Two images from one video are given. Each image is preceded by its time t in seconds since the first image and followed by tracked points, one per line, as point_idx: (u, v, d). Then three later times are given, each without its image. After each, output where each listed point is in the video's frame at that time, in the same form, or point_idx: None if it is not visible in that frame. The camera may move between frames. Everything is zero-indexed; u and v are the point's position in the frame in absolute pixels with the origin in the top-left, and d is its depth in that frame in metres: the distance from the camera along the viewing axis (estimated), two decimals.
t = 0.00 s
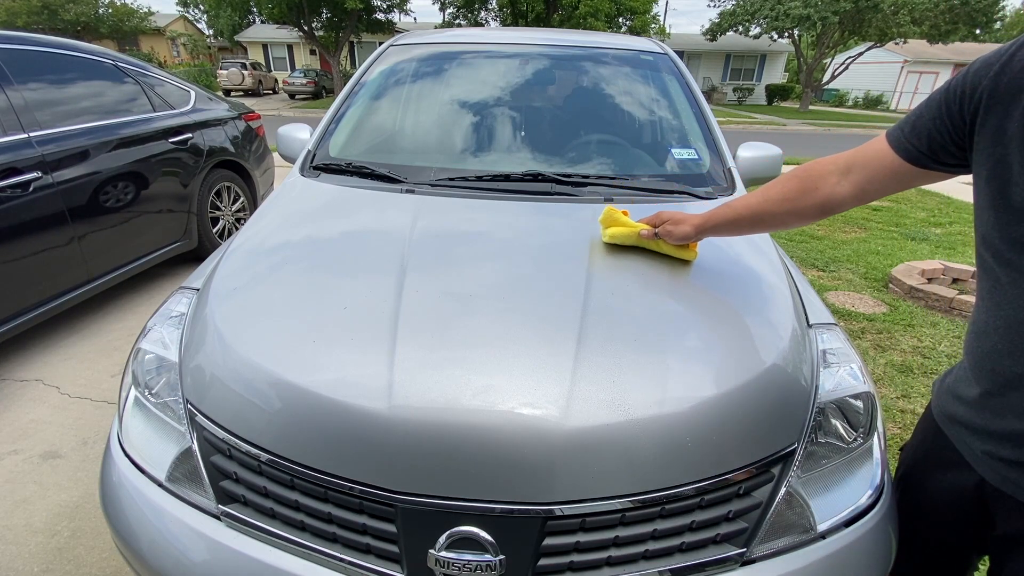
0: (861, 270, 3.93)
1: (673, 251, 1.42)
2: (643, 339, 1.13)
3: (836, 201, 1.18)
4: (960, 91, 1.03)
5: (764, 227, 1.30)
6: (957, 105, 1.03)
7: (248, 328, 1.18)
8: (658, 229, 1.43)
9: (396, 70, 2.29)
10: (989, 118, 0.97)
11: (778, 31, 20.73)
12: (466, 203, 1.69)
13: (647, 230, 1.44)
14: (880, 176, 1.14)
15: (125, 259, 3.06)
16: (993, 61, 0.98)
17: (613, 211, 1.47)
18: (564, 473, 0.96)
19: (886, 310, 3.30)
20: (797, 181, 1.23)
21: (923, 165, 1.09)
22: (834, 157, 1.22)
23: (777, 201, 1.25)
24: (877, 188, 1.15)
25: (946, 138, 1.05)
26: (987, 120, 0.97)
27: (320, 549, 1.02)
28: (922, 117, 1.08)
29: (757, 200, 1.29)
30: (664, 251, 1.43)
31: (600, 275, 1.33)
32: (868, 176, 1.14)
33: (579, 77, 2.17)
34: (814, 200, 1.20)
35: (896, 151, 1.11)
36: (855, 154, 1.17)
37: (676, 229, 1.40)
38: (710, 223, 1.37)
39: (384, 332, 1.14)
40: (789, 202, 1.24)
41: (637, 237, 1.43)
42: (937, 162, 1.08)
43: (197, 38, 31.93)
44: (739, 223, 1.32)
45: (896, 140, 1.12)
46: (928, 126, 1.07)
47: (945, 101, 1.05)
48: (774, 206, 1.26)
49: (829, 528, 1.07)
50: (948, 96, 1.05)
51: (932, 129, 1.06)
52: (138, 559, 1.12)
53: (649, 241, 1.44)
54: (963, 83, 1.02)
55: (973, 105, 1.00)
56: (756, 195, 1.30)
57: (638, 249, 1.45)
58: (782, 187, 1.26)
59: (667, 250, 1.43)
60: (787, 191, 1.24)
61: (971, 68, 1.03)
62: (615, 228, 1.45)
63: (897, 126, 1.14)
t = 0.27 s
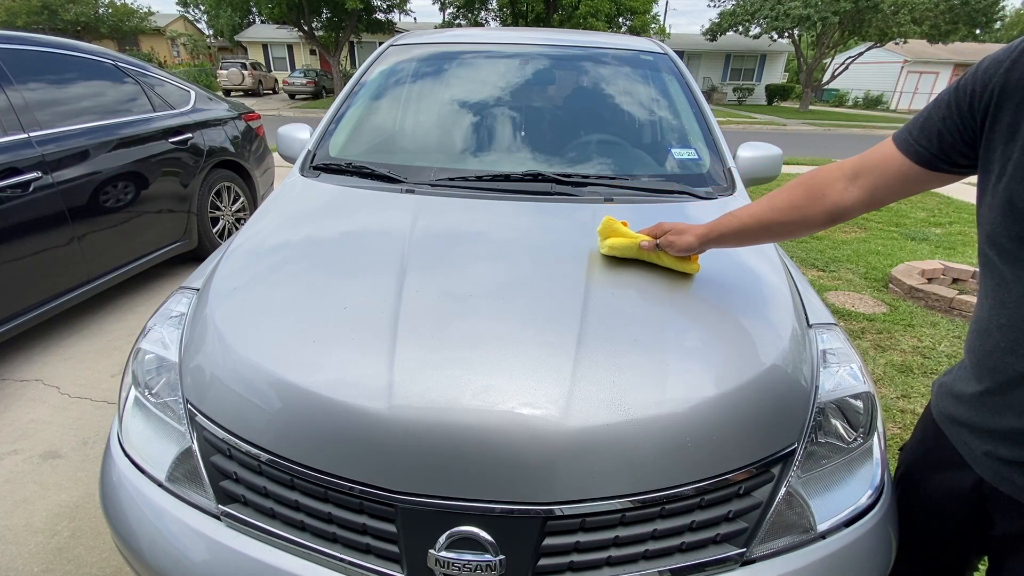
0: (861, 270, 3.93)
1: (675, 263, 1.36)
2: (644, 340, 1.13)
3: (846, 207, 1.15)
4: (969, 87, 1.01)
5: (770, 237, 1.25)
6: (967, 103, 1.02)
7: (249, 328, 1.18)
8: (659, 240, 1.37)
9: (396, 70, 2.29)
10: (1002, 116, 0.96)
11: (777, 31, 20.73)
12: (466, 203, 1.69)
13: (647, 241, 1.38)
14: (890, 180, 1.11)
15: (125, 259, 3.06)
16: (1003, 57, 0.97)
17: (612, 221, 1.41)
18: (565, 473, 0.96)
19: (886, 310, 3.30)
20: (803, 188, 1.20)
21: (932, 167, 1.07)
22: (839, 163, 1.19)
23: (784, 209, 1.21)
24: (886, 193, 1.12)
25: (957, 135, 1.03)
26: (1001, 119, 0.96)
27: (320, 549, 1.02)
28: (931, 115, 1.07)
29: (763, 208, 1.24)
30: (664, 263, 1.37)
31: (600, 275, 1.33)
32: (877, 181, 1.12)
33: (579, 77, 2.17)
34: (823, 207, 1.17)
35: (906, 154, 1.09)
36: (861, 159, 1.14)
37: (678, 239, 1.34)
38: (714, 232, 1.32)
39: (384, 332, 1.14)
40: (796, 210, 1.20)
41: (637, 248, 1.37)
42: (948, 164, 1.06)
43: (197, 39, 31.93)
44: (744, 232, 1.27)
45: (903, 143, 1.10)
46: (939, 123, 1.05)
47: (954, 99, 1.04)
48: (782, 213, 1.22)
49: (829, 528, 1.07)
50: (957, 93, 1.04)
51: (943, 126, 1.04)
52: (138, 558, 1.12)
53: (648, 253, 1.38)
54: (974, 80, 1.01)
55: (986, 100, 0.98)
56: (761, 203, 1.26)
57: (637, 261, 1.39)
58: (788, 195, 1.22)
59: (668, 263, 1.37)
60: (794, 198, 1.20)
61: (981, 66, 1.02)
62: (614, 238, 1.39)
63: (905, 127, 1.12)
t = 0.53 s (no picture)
0: (861, 270, 3.93)
1: (677, 277, 1.30)
2: (644, 339, 1.13)
3: (856, 214, 1.12)
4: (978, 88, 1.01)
5: (778, 247, 1.21)
6: (977, 103, 1.01)
7: (249, 328, 1.18)
8: (661, 252, 1.32)
9: (396, 70, 2.29)
10: (1012, 115, 0.95)
11: (777, 31, 20.74)
12: (466, 203, 1.69)
13: (649, 253, 1.32)
14: (899, 186, 1.10)
15: (125, 259, 3.06)
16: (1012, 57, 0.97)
17: (613, 232, 1.36)
18: (565, 473, 0.96)
19: (886, 310, 3.30)
20: (811, 196, 1.17)
21: (941, 172, 1.06)
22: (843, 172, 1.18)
23: (792, 217, 1.18)
24: (895, 200, 1.11)
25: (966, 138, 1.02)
26: (1010, 117, 0.95)
27: (320, 548, 1.02)
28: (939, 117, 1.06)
29: (770, 217, 1.21)
30: (666, 277, 1.31)
31: (600, 275, 1.33)
32: (886, 187, 1.10)
33: (579, 78, 2.17)
34: (833, 214, 1.14)
35: (914, 158, 1.08)
36: (868, 166, 1.13)
37: (683, 250, 1.29)
38: (719, 243, 1.27)
39: (384, 331, 1.14)
40: (805, 218, 1.17)
41: (637, 261, 1.31)
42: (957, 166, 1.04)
43: (196, 39, 31.93)
44: (751, 243, 1.23)
45: (910, 147, 1.10)
46: (946, 126, 1.04)
47: (962, 99, 1.03)
48: (790, 222, 1.18)
49: (829, 528, 1.07)
50: (965, 94, 1.03)
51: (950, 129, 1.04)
52: (138, 558, 1.12)
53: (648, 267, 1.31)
54: (983, 80, 1.00)
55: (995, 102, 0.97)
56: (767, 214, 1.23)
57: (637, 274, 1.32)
58: (795, 204, 1.19)
59: (669, 276, 1.30)
60: (802, 207, 1.18)
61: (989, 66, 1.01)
62: (614, 249, 1.33)
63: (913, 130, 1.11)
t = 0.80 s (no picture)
0: (861, 270, 3.93)
1: (677, 288, 1.25)
2: (644, 340, 1.13)
3: (862, 221, 1.10)
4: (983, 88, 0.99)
5: (784, 257, 1.17)
6: (980, 105, 0.99)
7: (249, 328, 1.18)
8: (661, 262, 1.27)
9: (396, 70, 2.29)
10: (1015, 115, 0.93)
11: (777, 31, 20.73)
12: (466, 203, 1.69)
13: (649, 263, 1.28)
14: (905, 191, 1.07)
15: (125, 259, 3.06)
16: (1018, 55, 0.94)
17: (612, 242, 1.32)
18: (565, 473, 0.96)
19: (886, 310, 3.30)
20: (815, 204, 1.15)
21: (947, 176, 1.04)
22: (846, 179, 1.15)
23: (798, 226, 1.15)
24: (901, 206, 1.09)
25: (968, 140, 1.01)
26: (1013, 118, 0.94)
27: (320, 548, 1.02)
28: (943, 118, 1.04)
29: (774, 226, 1.18)
30: (665, 289, 1.26)
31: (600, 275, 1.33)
32: (892, 193, 1.08)
33: (579, 78, 2.17)
34: (839, 222, 1.11)
35: (919, 164, 1.06)
36: (872, 172, 1.11)
37: (685, 261, 1.24)
38: (721, 253, 1.23)
39: (384, 331, 1.14)
40: (810, 227, 1.14)
41: (636, 271, 1.26)
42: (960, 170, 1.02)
43: (196, 39, 31.94)
44: (756, 253, 1.19)
45: (914, 152, 1.07)
46: (949, 128, 1.03)
47: (965, 101, 1.01)
48: (796, 230, 1.15)
49: (829, 528, 1.07)
50: (970, 94, 1.01)
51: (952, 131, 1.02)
52: (138, 558, 1.12)
53: (648, 278, 1.27)
54: (989, 79, 0.98)
55: (998, 103, 0.96)
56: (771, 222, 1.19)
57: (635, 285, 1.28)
58: (799, 212, 1.16)
59: (669, 288, 1.26)
60: (806, 215, 1.15)
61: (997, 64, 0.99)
62: (613, 258, 1.29)
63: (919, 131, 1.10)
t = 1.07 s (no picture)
0: (861, 270, 3.93)
1: (677, 301, 1.19)
2: (644, 339, 1.13)
3: (867, 229, 1.07)
4: (984, 90, 0.97)
5: (789, 268, 1.13)
6: (981, 108, 0.98)
7: (249, 328, 1.18)
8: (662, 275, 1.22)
9: (396, 70, 2.29)
10: (1018, 117, 0.92)
11: (777, 31, 20.73)
12: (467, 203, 1.69)
13: (649, 276, 1.22)
14: (910, 198, 1.05)
15: (125, 259, 3.06)
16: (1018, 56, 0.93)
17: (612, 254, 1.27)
18: (565, 473, 0.96)
19: (886, 310, 3.30)
20: (817, 213, 1.11)
21: (953, 181, 1.02)
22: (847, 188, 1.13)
23: (802, 235, 1.11)
24: (906, 213, 1.06)
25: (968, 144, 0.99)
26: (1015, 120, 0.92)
27: (320, 549, 1.02)
28: (945, 122, 1.03)
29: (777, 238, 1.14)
30: (664, 302, 1.20)
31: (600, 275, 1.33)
32: (897, 199, 1.05)
33: (579, 78, 2.17)
34: (844, 230, 1.08)
35: (922, 170, 1.04)
36: (874, 179, 1.08)
37: (686, 273, 1.19)
38: (723, 265, 1.18)
39: (384, 331, 1.14)
40: (815, 237, 1.10)
41: (636, 283, 1.20)
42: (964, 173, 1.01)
43: (196, 39, 31.94)
44: (760, 264, 1.14)
45: (916, 158, 1.05)
46: (949, 132, 1.01)
47: (965, 105, 1.00)
48: (800, 240, 1.11)
49: (829, 528, 1.07)
50: (971, 97, 1.00)
51: (954, 134, 1.01)
52: (138, 558, 1.12)
53: (648, 291, 1.21)
54: (989, 81, 0.97)
55: (1000, 105, 0.94)
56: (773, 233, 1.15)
57: (634, 299, 1.22)
58: (802, 221, 1.12)
59: (668, 302, 1.20)
60: (810, 224, 1.11)
61: (997, 65, 0.98)
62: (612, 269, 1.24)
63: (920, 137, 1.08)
